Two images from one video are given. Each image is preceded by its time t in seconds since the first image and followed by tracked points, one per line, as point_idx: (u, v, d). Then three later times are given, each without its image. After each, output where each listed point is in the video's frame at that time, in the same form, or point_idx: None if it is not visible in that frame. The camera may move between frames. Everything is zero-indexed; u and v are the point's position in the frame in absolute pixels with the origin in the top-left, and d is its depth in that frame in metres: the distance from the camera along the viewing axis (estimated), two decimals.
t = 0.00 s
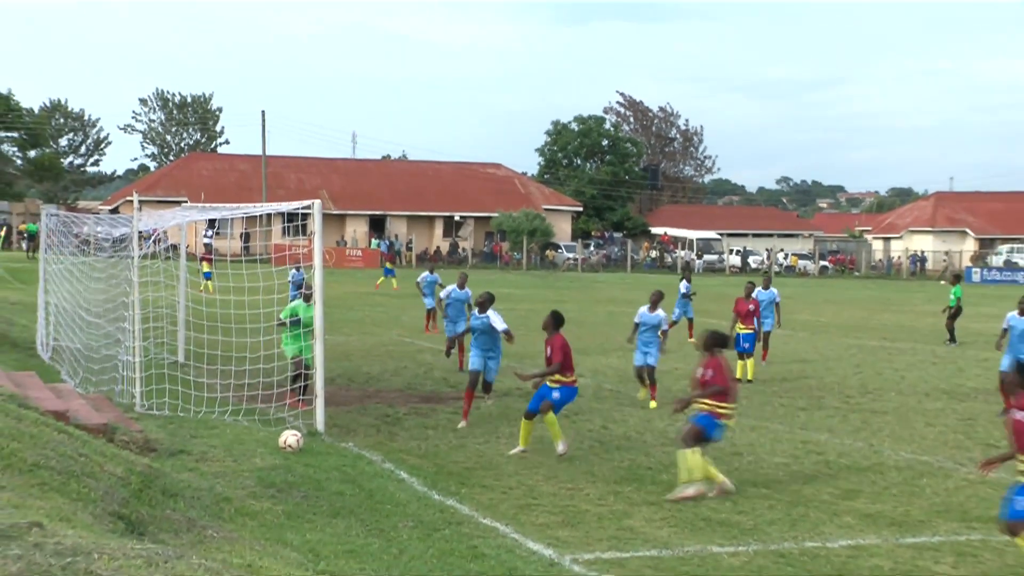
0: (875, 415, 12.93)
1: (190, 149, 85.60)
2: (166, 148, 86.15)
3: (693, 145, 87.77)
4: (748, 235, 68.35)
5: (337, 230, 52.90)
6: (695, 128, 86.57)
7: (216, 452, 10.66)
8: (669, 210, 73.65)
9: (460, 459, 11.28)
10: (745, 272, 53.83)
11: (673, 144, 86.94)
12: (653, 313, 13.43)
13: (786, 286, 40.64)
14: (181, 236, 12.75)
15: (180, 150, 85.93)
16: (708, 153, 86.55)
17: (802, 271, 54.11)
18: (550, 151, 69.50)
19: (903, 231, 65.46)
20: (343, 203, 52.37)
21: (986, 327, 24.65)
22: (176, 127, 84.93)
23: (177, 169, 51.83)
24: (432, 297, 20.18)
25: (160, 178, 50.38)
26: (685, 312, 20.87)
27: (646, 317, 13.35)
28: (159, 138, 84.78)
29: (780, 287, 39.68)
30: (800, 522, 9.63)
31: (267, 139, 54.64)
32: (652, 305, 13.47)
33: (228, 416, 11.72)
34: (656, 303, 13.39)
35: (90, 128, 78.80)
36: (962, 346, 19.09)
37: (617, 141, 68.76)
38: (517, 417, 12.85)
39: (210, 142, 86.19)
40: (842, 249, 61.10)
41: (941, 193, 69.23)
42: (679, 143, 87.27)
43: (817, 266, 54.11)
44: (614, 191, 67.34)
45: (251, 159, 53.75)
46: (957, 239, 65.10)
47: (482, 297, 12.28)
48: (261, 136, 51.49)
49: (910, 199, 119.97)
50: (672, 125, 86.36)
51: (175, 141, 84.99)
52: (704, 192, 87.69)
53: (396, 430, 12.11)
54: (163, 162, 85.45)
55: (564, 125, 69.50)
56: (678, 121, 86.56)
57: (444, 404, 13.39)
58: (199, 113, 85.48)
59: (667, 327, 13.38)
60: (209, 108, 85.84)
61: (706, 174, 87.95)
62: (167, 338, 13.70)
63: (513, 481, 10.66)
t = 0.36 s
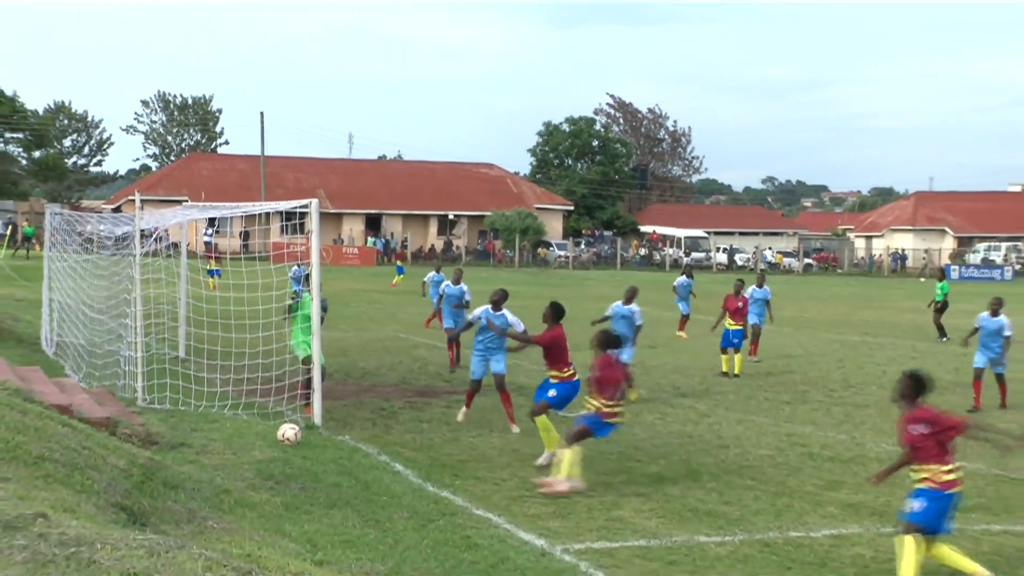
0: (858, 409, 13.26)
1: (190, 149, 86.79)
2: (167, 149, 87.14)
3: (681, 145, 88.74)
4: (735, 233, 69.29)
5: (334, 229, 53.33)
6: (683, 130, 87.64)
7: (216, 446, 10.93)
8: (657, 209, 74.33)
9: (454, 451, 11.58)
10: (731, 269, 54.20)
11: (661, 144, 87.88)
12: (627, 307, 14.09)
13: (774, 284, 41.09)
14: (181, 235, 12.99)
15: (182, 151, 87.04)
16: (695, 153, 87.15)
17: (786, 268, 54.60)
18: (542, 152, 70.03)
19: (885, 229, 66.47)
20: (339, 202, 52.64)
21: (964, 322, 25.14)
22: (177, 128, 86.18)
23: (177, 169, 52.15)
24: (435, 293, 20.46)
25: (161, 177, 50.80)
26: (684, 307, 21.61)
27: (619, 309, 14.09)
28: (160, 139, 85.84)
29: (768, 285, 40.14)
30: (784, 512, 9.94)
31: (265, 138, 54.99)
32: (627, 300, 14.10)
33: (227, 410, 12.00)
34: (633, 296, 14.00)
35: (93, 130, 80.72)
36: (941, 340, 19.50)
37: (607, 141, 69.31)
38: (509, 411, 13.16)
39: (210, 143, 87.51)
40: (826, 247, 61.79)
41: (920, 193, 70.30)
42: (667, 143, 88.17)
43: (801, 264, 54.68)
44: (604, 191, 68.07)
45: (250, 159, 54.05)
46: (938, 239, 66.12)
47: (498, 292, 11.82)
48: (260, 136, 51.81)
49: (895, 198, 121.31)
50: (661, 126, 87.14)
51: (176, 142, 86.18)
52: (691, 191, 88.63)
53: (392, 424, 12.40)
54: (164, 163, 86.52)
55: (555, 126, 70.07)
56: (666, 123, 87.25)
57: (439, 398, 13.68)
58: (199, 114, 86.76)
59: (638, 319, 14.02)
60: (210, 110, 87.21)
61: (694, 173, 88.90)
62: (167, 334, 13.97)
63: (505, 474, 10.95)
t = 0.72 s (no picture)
0: (821, 398, 14.03)
1: (190, 154, 87.73)
2: (168, 153, 88.16)
3: (655, 147, 90.60)
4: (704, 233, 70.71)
5: (324, 228, 54.04)
6: (657, 135, 89.63)
7: (214, 433, 11.56)
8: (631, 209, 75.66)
9: (439, 439, 12.25)
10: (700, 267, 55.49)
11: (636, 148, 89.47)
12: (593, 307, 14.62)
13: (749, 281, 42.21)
14: (180, 233, 13.60)
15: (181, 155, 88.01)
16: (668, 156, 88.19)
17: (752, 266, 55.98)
18: (523, 155, 70.86)
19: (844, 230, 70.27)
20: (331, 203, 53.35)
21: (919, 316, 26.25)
22: (177, 133, 87.18)
23: (178, 172, 52.91)
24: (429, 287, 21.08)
25: (163, 179, 51.87)
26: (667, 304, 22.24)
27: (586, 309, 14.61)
28: (160, 143, 86.87)
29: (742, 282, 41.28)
30: (750, 494, 10.62)
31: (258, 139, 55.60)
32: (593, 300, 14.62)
33: (225, 399, 12.66)
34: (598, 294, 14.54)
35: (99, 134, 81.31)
36: (899, 331, 20.42)
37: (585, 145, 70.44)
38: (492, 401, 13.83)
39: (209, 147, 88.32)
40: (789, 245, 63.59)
41: (877, 196, 74.79)
42: (641, 147, 89.88)
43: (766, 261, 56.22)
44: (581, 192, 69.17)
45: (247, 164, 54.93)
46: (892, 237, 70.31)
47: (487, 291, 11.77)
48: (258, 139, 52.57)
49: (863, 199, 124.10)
50: (634, 131, 88.80)
51: (176, 146, 87.18)
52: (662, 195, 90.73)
53: (381, 413, 13.06)
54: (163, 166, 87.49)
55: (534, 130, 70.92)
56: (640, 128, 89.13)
57: (425, 388, 14.35)
58: (199, 119, 87.85)
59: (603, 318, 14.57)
60: (208, 115, 88.32)
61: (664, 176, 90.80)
62: (168, 328, 14.62)
63: (488, 460, 11.62)
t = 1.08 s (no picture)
0: (787, 389, 14.72)
1: (184, 155, 88.18)
2: (164, 153, 88.61)
3: (630, 150, 94.76)
4: (679, 230, 71.88)
5: (315, 225, 54.54)
6: (631, 137, 93.74)
7: (208, 421, 12.08)
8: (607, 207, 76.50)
9: (424, 426, 12.80)
10: (675, 262, 56.60)
11: (611, 149, 93.91)
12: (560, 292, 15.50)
13: (725, 277, 43.19)
14: (177, 230, 14.08)
15: (177, 156, 88.37)
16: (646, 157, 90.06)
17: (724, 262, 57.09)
18: (504, 155, 71.95)
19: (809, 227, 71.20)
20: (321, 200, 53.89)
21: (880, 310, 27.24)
22: (172, 134, 87.59)
23: (174, 171, 53.39)
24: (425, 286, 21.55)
25: (160, 178, 52.41)
26: (646, 299, 22.86)
27: (553, 293, 15.51)
28: (156, 144, 87.33)
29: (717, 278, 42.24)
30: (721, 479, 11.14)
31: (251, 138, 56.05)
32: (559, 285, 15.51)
33: (219, 389, 13.20)
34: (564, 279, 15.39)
35: (98, 135, 81.56)
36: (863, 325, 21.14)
37: (564, 147, 72.08)
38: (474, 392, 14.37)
39: (204, 148, 88.68)
40: (760, 242, 64.89)
41: (843, 194, 75.69)
42: (616, 149, 94.12)
43: (737, 257, 57.49)
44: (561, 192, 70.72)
45: (241, 163, 55.43)
46: (856, 235, 71.25)
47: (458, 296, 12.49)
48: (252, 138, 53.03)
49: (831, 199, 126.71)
50: (609, 133, 93.56)
51: (173, 147, 87.65)
52: (638, 193, 92.72)
53: (368, 402, 13.62)
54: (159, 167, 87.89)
55: (514, 133, 72.34)
56: (614, 131, 93.68)
57: (411, 378, 14.91)
58: (194, 121, 88.19)
59: (571, 301, 15.49)
60: (203, 117, 88.49)
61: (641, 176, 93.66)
62: (164, 321, 15.16)
63: (471, 447, 12.17)
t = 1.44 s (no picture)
0: (779, 385, 15.02)
1: (186, 156, 88.44)
2: (167, 155, 88.85)
3: (625, 151, 95.19)
4: (672, 231, 72.27)
5: (315, 225, 54.80)
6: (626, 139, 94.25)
7: (211, 417, 12.34)
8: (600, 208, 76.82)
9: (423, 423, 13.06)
10: (670, 262, 57.03)
11: (606, 151, 94.41)
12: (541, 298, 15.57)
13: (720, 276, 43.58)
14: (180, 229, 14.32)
15: (179, 157, 88.66)
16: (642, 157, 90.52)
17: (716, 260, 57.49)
18: (501, 156, 72.28)
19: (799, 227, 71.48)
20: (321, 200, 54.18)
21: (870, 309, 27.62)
22: (176, 136, 87.86)
23: (175, 171, 53.66)
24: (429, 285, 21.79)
25: (162, 179, 52.68)
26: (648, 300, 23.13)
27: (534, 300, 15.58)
28: (160, 146, 87.59)
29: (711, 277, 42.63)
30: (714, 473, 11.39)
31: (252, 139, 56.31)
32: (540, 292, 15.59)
33: (222, 386, 13.48)
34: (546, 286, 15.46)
35: (102, 138, 81.79)
36: (851, 323, 21.46)
37: (559, 148, 72.37)
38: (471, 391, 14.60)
39: (207, 149, 88.92)
40: (752, 241, 65.32)
41: (832, 195, 75.98)
42: (611, 150, 94.67)
43: (729, 256, 57.91)
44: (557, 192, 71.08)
45: (242, 163, 55.71)
46: (845, 235, 71.50)
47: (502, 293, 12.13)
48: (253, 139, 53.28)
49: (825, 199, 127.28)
50: (604, 135, 94.08)
51: (176, 148, 87.99)
52: (633, 194, 93.14)
53: (368, 399, 13.88)
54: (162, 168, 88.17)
55: (511, 134, 72.60)
56: (609, 133, 94.16)
57: (410, 375, 15.18)
58: (196, 123, 88.37)
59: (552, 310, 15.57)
60: (206, 119, 88.54)
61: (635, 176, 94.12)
62: (168, 318, 15.43)
63: (468, 443, 12.42)
